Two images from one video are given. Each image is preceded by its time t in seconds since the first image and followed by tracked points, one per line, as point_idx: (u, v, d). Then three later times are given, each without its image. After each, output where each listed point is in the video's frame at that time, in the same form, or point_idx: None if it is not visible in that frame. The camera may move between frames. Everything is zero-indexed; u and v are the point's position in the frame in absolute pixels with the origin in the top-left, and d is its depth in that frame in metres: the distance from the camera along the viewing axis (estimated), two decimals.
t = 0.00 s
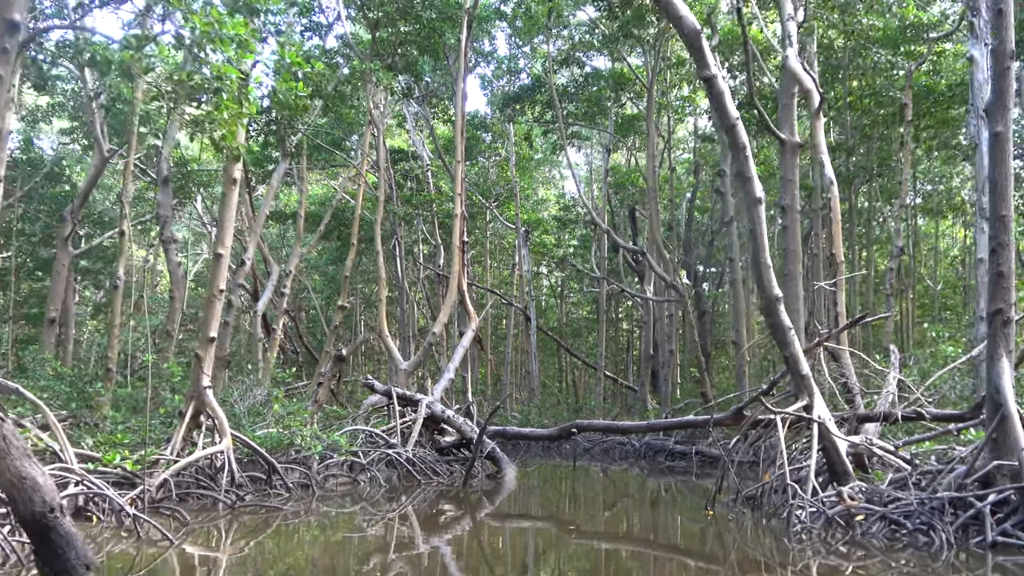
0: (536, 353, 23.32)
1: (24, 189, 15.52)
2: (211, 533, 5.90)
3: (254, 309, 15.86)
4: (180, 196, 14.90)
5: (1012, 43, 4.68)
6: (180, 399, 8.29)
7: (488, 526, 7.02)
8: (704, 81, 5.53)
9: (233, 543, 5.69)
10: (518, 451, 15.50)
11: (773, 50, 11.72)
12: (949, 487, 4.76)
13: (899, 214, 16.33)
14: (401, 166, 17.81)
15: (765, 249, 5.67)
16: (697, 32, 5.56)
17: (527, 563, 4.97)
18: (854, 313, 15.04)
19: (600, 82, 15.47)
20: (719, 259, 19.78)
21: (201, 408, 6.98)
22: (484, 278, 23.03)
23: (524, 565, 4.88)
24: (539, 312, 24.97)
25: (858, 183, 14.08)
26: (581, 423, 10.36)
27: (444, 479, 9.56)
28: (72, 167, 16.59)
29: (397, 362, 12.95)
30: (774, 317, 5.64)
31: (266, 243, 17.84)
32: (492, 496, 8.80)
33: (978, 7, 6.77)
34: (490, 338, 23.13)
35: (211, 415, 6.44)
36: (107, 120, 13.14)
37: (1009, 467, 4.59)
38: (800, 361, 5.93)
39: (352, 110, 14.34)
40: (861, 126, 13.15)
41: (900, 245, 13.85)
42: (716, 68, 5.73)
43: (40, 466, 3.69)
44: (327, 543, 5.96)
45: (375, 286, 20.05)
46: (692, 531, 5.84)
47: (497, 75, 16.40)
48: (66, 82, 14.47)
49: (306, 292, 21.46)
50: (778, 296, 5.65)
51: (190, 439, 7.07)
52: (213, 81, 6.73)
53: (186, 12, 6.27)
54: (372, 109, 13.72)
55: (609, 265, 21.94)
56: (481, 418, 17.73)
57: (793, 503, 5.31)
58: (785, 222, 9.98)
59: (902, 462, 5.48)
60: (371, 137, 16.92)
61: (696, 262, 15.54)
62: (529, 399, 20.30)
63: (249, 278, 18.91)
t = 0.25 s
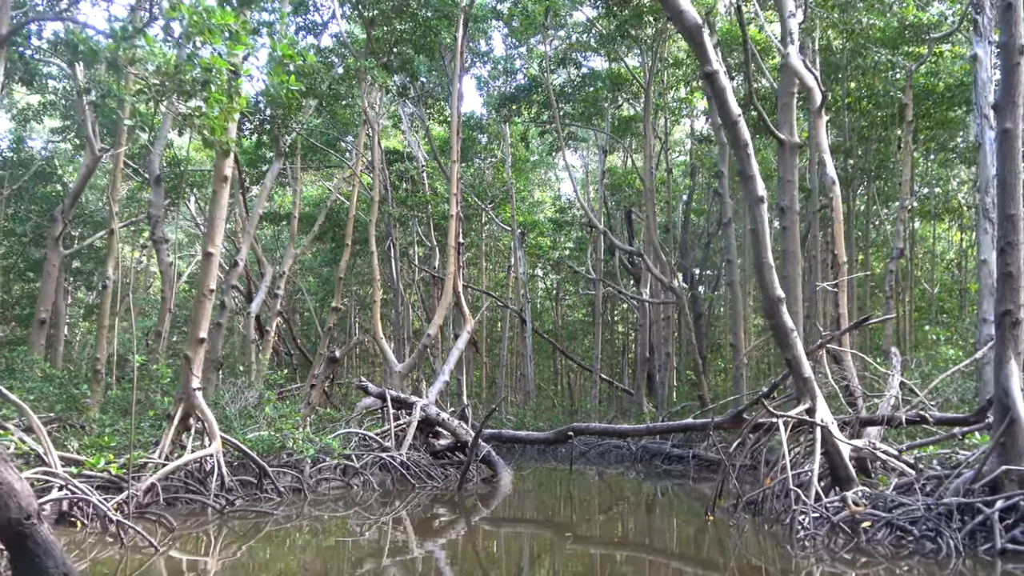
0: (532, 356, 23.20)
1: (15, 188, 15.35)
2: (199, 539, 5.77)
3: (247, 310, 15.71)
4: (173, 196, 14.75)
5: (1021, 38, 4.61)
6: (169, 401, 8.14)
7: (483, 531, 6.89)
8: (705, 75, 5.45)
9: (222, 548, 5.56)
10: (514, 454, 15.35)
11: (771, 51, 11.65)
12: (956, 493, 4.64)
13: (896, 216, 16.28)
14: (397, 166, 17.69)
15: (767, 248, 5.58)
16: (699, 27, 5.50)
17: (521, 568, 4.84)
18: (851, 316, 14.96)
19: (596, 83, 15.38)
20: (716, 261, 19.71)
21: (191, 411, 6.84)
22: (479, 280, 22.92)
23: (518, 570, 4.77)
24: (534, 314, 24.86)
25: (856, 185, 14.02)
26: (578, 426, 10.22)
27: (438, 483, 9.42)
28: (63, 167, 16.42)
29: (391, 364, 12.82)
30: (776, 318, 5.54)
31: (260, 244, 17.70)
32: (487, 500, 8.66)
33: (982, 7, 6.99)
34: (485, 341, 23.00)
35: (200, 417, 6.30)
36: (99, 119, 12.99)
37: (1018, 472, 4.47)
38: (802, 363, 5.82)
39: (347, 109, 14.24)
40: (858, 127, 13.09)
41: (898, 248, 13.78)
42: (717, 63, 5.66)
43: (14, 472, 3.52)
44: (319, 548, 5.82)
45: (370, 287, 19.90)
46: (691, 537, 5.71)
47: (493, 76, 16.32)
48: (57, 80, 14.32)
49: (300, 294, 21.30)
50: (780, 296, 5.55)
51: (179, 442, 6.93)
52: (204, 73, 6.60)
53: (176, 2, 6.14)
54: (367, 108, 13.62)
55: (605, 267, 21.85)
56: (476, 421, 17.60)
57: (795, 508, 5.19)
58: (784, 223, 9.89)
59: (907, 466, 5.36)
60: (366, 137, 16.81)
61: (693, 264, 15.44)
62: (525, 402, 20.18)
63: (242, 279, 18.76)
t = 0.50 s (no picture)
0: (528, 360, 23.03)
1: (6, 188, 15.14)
2: (189, 547, 5.60)
3: (242, 313, 15.51)
4: (167, 197, 14.56)
5: None
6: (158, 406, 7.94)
7: (480, 538, 6.71)
8: (710, 72, 5.30)
9: (211, 556, 5.40)
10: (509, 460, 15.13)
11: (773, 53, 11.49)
12: (970, 502, 4.47)
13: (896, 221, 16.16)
14: (393, 169, 17.53)
15: (773, 250, 5.41)
16: (702, 23, 5.34)
17: None
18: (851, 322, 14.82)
19: (595, 85, 15.26)
20: (714, 266, 19.59)
21: (180, 414, 6.66)
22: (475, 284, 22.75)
23: None
24: (530, 319, 24.70)
25: (856, 189, 13.91)
26: (576, 432, 10.05)
27: (433, 489, 9.24)
28: (55, 167, 16.20)
29: (386, 368, 12.63)
30: (782, 322, 5.40)
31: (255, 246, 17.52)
32: (484, 507, 8.48)
33: (989, 8, 6.94)
34: (481, 345, 22.83)
35: (189, 421, 6.13)
36: (92, 118, 12.79)
37: None
38: (808, 368, 5.66)
39: (343, 110, 14.08)
40: (858, 131, 12.97)
41: (899, 253, 13.66)
42: (722, 60, 5.50)
43: None
44: (311, 556, 5.66)
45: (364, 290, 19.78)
46: (691, 549, 5.52)
47: (490, 77, 16.17)
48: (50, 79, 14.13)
49: (295, 297, 21.10)
50: (787, 300, 5.41)
51: (168, 446, 6.76)
52: (191, 64, 6.40)
53: None
54: (363, 108, 13.45)
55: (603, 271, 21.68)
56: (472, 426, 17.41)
57: (802, 518, 5.03)
58: (786, 226, 9.74)
59: (915, 475, 5.22)
60: (362, 139, 16.65)
61: (692, 268, 15.31)
62: (521, 407, 20.00)
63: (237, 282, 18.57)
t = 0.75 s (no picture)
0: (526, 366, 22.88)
1: None
2: (178, 556, 5.45)
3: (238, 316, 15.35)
4: (162, 199, 14.42)
5: None
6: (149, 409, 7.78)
7: (479, 547, 6.55)
8: (716, 70, 5.15)
9: (201, 566, 5.25)
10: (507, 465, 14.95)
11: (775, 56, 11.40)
12: (988, 514, 4.25)
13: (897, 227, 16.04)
14: (391, 172, 17.40)
15: (781, 254, 5.26)
16: (709, 20, 5.16)
17: None
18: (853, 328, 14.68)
19: (595, 88, 15.16)
20: (714, 272, 19.46)
21: (171, 418, 6.49)
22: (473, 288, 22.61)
23: None
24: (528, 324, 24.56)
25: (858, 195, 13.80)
26: (576, 438, 9.88)
27: (430, 496, 9.07)
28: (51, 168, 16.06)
29: (383, 373, 12.47)
30: (790, 327, 5.25)
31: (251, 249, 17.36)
32: (482, 515, 8.31)
33: (999, 8, 6.87)
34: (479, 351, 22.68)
35: (179, 426, 5.97)
36: (87, 119, 12.67)
37: None
38: (817, 375, 5.49)
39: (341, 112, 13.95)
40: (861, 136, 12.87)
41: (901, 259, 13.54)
42: (729, 58, 5.34)
43: None
44: (304, 565, 5.49)
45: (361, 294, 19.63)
46: (696, 560, 5.37)
47: (489, 80, 16.05)
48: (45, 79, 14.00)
49: (291, 301, 20.94)
50: (795, 304, 5.25)
51: (159, 451, 6.60)
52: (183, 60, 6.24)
53: None
54: (361, 109, 13.32)
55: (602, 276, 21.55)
56: (470, 431, 17.26)
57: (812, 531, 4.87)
58: (789, 230, 9.61)
59: (929, 485, 5.04)
60: (360, 142, 16.51)
61: (692, 273, 15.18)
62: (519, 413, 19.84)
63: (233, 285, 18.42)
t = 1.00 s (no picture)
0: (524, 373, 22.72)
1: None
2: (167, 567, 5.30)
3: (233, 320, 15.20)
4: (158, 202, 14.28)
5: None
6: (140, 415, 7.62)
7: (477, 558, 6.39)
8: (725, 69, 5.01)
9: None
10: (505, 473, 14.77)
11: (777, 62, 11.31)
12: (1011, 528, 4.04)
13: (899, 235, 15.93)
14: (389, 176, 17.27)
15: (791, 258, 5.11)
16: (717, 17, 5.03)
17: None
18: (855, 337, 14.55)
19: (595, 93, 15.06)
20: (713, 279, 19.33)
21: (161, 424, 6.32)
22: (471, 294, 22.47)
23: None
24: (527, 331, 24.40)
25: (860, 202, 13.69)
26: (576, 446, 9.71)
27: (427, 505, 8.90)
28: (46, 170, 15.94)
29: (380, 379, 12.31)
30: (799, 333, 5.10)
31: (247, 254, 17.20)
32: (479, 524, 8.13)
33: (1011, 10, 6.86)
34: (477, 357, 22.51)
35: (169, 432, 5.79)
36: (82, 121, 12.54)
37: None
38: (828, 383, 5.34)
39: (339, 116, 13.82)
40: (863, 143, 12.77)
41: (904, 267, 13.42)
42: (738, 56, 5.21)
43: None
44: None
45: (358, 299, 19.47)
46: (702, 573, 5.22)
47: (489, 85, 15.94)
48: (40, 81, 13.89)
49: (288, 306, 20.78)
50: (804, 309, 5.11)
51: (148, 457, 6.43)
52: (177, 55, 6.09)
53: None
54: (359, 112, 13.19)
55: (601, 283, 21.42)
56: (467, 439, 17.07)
57: (822, 544, 4.72)
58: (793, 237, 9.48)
59: (944, 498, 4.88)
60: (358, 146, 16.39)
61: (692, 279, 15.05)
62: (516, 420, 19.68)
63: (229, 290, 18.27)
